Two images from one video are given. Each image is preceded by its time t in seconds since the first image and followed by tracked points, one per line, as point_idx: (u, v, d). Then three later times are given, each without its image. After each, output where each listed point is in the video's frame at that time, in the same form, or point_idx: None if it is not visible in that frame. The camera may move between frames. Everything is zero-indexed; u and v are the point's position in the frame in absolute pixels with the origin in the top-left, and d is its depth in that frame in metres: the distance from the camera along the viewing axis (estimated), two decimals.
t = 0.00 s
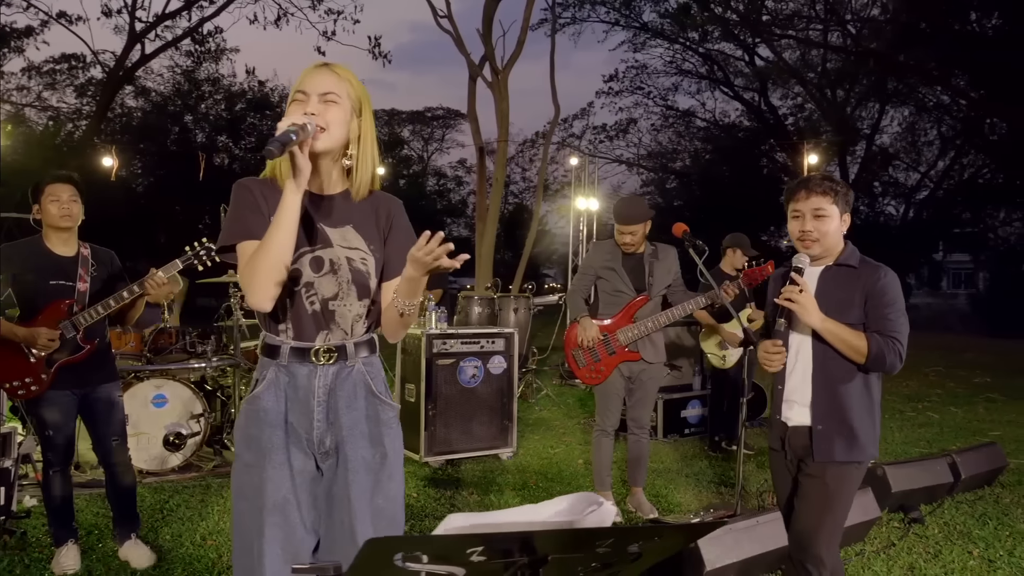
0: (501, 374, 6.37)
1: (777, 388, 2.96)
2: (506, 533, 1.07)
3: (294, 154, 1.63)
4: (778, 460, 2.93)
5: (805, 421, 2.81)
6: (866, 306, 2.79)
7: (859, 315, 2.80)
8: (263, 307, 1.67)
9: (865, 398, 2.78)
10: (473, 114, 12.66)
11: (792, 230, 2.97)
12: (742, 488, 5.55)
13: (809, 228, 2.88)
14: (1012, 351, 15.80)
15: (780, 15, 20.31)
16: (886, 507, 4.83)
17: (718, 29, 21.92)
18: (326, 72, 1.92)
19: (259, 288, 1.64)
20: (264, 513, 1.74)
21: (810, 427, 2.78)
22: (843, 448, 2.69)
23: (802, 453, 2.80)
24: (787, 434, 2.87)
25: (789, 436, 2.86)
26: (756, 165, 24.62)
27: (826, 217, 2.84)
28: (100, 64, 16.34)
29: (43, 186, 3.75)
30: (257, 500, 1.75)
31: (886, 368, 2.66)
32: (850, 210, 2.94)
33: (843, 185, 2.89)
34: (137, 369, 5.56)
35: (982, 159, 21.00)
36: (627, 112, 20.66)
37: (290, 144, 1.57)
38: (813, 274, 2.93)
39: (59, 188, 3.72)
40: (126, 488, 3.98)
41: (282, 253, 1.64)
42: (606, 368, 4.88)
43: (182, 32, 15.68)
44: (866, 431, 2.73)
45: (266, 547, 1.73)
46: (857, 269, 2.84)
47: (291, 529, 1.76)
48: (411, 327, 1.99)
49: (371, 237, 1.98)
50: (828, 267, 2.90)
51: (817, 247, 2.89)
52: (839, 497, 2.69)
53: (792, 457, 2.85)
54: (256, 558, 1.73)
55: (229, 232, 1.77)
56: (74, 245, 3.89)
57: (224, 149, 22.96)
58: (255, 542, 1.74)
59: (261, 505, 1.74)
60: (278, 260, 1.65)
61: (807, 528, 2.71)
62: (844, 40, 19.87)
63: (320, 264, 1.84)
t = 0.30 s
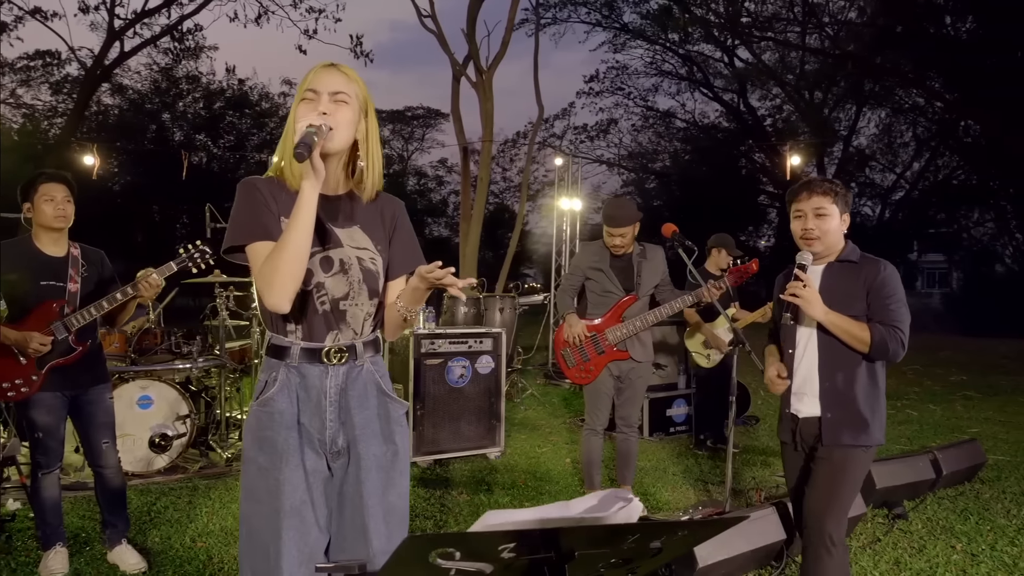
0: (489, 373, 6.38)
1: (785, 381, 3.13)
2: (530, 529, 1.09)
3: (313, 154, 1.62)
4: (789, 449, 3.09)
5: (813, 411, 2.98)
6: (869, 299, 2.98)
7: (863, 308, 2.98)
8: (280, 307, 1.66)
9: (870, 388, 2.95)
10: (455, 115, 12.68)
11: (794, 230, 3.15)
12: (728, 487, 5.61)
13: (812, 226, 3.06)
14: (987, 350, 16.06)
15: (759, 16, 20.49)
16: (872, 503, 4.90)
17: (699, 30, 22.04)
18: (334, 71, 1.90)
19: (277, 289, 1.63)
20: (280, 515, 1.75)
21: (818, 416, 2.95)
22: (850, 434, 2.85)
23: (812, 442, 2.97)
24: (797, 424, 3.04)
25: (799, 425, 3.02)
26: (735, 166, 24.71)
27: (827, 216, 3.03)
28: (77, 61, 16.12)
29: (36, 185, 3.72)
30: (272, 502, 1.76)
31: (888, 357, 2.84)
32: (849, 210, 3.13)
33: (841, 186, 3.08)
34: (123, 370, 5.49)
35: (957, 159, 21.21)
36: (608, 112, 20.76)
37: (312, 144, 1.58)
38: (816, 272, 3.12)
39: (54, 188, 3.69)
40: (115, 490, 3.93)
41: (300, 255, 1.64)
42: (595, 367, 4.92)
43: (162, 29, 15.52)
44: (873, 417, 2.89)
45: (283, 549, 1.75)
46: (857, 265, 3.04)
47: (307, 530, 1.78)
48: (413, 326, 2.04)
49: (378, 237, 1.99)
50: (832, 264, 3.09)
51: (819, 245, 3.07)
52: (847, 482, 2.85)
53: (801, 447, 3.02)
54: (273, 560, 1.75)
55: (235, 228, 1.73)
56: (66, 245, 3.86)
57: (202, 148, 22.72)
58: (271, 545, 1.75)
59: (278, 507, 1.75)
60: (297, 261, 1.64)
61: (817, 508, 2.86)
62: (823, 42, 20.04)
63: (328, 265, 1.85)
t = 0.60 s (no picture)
0: (475, 373, 6.39)
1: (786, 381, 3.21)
2: (546, 530, 1.10)
3: (319, 158, 1.62)
4: (796, 449, 3.17)
5: (815, 409, 3.06)
6: (865, 296, 3.07)
7: (860, 303, 3.08)
8: (288, 308, 1.66)
9: (870, 382, 3.03)
10: (438, 115, 12.65)
11: (789, 233, 3.23)
12: (714, 485, 5.66)
13: (806, 230, 3.14)
14: (963, 349, 16.26)
15: (739, 18, 20.67)
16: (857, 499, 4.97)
17: (679, 31, 22.19)
18: (333, 70, 1.87)
19: (285, 291, 1.63)
20: (285, 517, 1.75)
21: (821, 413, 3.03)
22: (854, 427, 2.94)
23: (818, 438, 3.04)
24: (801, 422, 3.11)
25: (803, 424, 3.10)
26: (714, 167, 24.89)
27: (821, 220, 3.12)
28: (52, 59, 15.86)
29: (24, 188, 3.66)
30: (277, 504, 1.75)
31: (887, 349, 2.93)
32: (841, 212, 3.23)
33: (832, 190, 3.17)
34: (106, 371, 5.43)
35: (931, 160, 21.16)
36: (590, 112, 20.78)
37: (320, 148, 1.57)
38: (812, 272, 3.20)
39: (44, 193, 3.65)
40: (101, 493, 3.89)
41: (308, 255, 1.64)
42: (586, 365, 4.90)
43: (140, 27, 15.32)
44: (874, 410, 2.97)
45: (289, 551, 1.74)
46: (852, 264, 3.13)
47: (311, 531, 1.78)
48: (411, 325, 2.06)
49: (377, 237, 2.00)
50: (828, 265, 3.17)
51: (814, 247, 3.16)
52: (860, 475, 2.93)
53: (807, 442, 3.10)
54: (277, 561, 1.74)
55: (238, 227, 1.72)
56: (51, 246, 3.82)
57: (180, 147, 22.44)
58: (276, 547, 1.74)
59: (282, 509, 1.75)
60: (304, 262, 1.64)
61: (840, 507, 2.95)
62: (800, 44, 20.27)
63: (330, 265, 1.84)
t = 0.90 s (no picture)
0: (460, 373, 6.38)
1: (788, 381, 3.26)
2: (555, 529, 1.13)
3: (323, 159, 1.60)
4: (797, 447, 3.20)
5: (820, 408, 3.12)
6: (871, 297, 3.14)
7: (865, 303, 3.14)
8: (288, 309, 1.65)
9: (873, 380, 3.11)
10: (420, 114, 12.60)
11: (794, 233, 3.27)
12: (699, 484, 5.69)
13: (812, 231, 3.19)
14: (938, 348, 16.47)
15: (718, 20, 20.83)
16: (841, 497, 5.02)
17: (659, 33, 22.31)
18: (330, 70, 1.86)
19: (285, 292, 1.62)
20: (281, 519, 1.73)
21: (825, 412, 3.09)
22: (856, 426, 3.01)
23: (822, 439, 3.09)
24: (804, 420, 3.16)
25: (808, 425, 3.14)
26: (692, 167, 25.06)
27: (826, 221, 3.16)
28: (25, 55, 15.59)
29: (3, 190, 3.58)
30: (272, 505, 1.73)
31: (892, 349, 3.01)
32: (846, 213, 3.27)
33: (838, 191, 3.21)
34: (86, 372, 5.35)
35: (908, 162, 21.44)
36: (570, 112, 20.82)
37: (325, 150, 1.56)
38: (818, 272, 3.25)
39: (24, 197, 3.58)
40: (82, 495, 3.83)
41: (310, 255, 1.63)
42: (574, 363, 4.91)
43: (117, 24, 15.13)
44: (876, 408, 3.05)
45: (285, 554, 1.72)
46: (857, 265, 3.20)
47: (306, 533, 1.76)
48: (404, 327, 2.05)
49: (374, 237, 1.98)
50: (832, 266, 3.23)
51: (819, 247, 3.20)
52: (868, 475, 2.99)
53: (809, 440, 3.15)
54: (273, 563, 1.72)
55: (238, 226, 1.71)
56: (32, 244, 3.76)
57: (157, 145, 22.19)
58: (271, 549, 1.72)
59: (278, 511, 1.73)
60: (306, 262, 1.63)
61: (849, 507, 2.99)
62: (778, 45, 20.46)
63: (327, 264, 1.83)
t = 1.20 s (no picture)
0: (445, 374, 6.38)
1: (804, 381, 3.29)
2: (558, 533, 1.17)
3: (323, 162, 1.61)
4: (807, 445, 3.23)
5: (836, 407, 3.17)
6: (886, 305, 3.20)
7: (880, 310, 3.21)
8: (287, 310, 1.65)
9: (885, 383, 3.18)
10: (404, 113, 12.58)
11: (811, 236, 3.30)
12: (684, 483, 5.73)
13: (829, 235, 3.22)
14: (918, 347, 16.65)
15: (700, 21, 21.00)
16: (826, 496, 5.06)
17: (642, 34, 22.43)
18: (320, 74, 1.86)
19: (283, 296, 1.63)
20: (275, 523, 1.73)
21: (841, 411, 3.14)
22: (869, 426, 3.08)
23: (835, 439, 3.15)
24: (818, 419, 3.20)
25: (822, 425, 3.19)
26: (674, 167, 25.23)
27: (844, 226, 3.19)
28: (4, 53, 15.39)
29: None
30: (266, 509, 1.73)
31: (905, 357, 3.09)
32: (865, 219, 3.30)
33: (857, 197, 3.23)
34: (70, 375, 5.28)
35: (887, 163, 21.74)
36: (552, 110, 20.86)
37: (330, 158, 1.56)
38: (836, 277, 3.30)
39: (6, 203, 3.52)
40: (67, 499, 3.80)
41: (308, 258, 1.64)
42: (561, 365, 4.91)
43: (96, 22, 14.98)
44: (886, 410, 3.12)
45: (279, 559, 1.72)
46: (873, 272, 3.25)
47: (301, 537, 1.76)
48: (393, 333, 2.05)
49: (368, 239, 1.99)
50: (850, 271, 3.28)
51: (835, 251, 3.24)
52: (878, 477, 3.09)
53: (820, 438, 3.19)
54: (267, 567, 1.72)
55: (235, 228, 1.71)
56: (17, 245, 3.71)
57: (136, 145, 21.96)
58: (265, 553, 1.72)
59: (271, 515, 1.73)
60: (304, 265, 1.63)
61: (860, 507, 3.08)
62: (760, 47, 20.66)
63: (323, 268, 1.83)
